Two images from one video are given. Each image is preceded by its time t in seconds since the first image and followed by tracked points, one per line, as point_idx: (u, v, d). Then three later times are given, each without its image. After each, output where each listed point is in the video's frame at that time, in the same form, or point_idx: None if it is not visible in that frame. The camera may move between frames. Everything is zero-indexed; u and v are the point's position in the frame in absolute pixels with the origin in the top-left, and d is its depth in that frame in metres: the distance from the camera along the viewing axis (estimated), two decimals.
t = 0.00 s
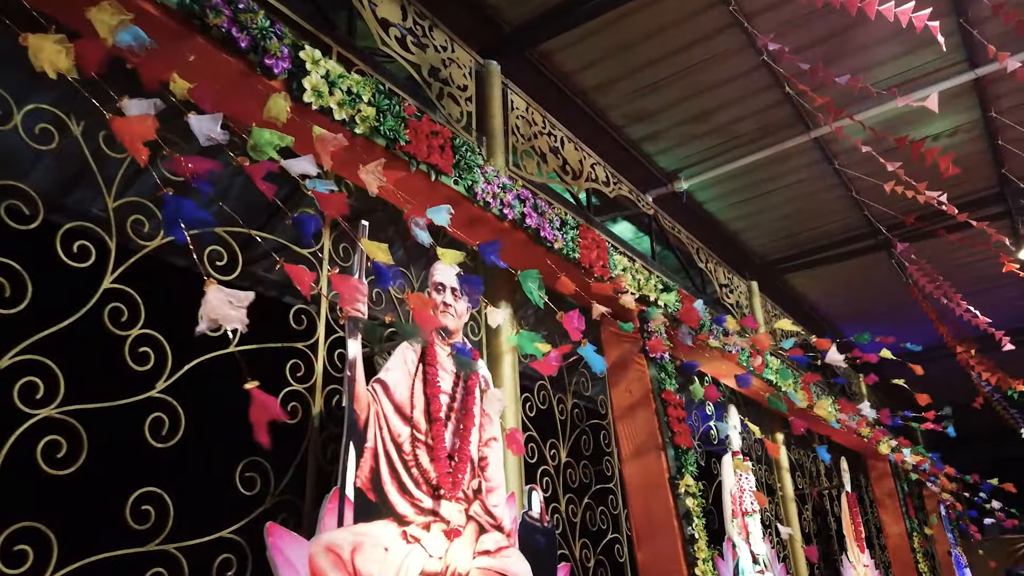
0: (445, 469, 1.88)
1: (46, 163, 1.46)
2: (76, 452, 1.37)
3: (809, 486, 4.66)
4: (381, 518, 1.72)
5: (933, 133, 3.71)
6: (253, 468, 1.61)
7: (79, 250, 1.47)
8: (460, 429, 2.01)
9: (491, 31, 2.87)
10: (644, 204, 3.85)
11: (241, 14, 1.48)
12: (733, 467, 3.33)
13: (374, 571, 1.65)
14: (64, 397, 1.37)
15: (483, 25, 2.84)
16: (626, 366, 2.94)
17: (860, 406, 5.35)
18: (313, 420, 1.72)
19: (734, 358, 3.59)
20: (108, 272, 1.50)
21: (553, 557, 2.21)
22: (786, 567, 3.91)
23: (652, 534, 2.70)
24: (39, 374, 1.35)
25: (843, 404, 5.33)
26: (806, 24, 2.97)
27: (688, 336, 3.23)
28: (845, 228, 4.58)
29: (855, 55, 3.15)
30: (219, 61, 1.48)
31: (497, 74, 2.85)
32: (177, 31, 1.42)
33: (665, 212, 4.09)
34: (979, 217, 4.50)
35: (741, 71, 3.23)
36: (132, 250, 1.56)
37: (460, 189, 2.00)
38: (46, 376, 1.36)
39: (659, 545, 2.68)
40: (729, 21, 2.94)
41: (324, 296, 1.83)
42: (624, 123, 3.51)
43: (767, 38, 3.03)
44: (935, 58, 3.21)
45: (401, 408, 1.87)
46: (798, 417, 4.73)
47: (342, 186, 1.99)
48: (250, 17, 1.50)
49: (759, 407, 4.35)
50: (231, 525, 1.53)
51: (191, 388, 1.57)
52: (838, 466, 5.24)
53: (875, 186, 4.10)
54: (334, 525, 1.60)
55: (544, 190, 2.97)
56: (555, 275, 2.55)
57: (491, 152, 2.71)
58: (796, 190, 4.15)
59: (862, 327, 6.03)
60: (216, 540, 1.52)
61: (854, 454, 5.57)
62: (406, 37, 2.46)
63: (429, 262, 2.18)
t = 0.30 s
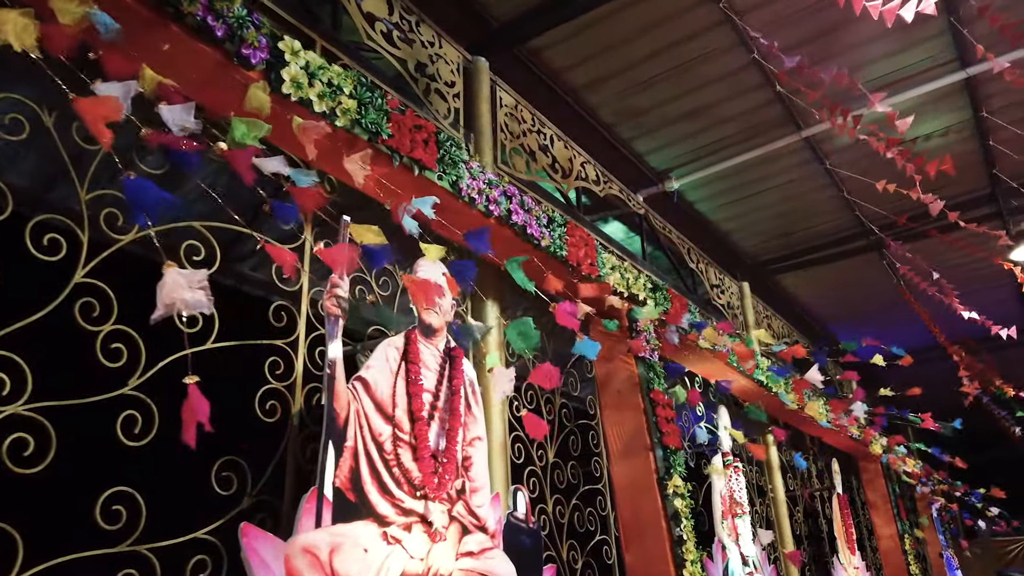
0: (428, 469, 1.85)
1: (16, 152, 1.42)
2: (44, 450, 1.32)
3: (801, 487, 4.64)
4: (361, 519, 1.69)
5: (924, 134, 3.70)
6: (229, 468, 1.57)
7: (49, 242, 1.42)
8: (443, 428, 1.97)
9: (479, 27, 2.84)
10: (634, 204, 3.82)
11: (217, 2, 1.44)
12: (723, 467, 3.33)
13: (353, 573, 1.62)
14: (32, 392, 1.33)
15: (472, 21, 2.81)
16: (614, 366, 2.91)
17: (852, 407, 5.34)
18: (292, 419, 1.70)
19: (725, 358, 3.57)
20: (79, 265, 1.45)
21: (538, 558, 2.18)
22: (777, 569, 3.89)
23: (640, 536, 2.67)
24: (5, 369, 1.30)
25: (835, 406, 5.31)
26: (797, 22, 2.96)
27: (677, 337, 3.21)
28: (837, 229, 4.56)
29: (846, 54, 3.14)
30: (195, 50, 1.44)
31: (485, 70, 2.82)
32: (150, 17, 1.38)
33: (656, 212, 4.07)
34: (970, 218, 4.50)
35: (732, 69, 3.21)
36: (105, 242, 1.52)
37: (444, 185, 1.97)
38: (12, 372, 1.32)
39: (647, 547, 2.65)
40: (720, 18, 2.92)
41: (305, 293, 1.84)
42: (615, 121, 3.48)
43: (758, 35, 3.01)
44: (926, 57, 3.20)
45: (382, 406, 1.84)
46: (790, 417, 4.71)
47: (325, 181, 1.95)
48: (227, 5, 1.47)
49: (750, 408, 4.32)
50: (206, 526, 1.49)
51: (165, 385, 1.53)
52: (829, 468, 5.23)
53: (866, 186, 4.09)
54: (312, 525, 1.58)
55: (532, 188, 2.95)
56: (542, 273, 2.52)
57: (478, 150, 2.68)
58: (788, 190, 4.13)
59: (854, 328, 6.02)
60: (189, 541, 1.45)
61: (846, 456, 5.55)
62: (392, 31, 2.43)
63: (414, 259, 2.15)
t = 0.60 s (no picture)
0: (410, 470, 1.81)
1: None
2: (8, 451, 1.28)
3: (793, 489, 4.62)
4: (339, 522, 1.67)
5: (915, 133, 3.69)
6: (204, 470, 1.53)
7: (17, 238, 1.39)
8: (425, 429, 1.94)
9: (467, 23, 2.81)
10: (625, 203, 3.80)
11: None
12: (714, 469, 3.35)
13: None
14: None
15: (459, 18, 2.78)
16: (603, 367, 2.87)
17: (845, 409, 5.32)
18: (271, 419, 1.66)
19: (716, 360, 3.58)
20: (48, 261, 1.41)
21: (523, 561, 2.15)
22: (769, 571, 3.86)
23: (628, 537, 2.63)
24: None
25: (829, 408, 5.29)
26: (787, 19, 2.94)
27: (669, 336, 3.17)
28: (829, 230, 4.55)
29: (837, 52, 3.12)
30: (167, 40, 1.41)
31: (473, 67, 2.79)
32: (121, 7, 1.34)
33: (647, 212, 4.04)
34: (962, 219, 4.48)
35: (723, 68, 3.19)
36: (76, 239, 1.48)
37: (428, 181, 1.94)
38: None
39: (635, 549, 2.62)
40: (710, 16, 2.90)
41: (285, 291, 1.80)
42: (605, 119, 3.46)
43: (748, 34, 3.00)
44: (917, 56, 3.18)
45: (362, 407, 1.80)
46: (783, 420, 4.70)
47: (308, 177, 1.91)
48: None
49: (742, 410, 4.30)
50: (180, 529, 1.45)
51: (138, 385, 1.49)
52: (821, 470, 5.22)
53: (858, 186, 4.07)
54: (288, 528, 1.58)
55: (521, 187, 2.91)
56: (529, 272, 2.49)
57: (465, 148, 2.64)
58: (780, 189, 4.11)
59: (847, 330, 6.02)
60: (162, 544, 1.42)
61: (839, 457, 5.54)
62: (376, 26, 2.40)
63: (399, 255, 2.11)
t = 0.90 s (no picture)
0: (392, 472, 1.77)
1: None
2: None
3: (786, 491, 4.60)
4: (318, 525, 1.61)
5: (908, 133, 3.67)
6: (177, 471, 1.49)
7: None
8: (408, 430, 1.90)
9: (456, 20, 2.78)
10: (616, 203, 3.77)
11: None
12: (705, 472, 3.31)
13: None
14: None
15: (448, 15, 2.75)
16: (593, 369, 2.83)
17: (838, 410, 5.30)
18: (250, 419, 1.64)
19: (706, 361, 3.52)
20: (16, 257, 1.38)
21: (508, 565, 2.11)
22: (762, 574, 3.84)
23: (616, 540, 2.60)
24: None
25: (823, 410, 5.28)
26: (779, 17, 2.91)
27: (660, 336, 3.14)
28: (822, 230, 4.53)
29: (828, 51, 3.10)
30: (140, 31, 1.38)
31: (461, 64, 2.76)
32: None
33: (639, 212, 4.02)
34: (955, 219, 4.47)
35: (714, 66, 3.17)
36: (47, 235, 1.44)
37: (411, 178, 1.90)
38: None
39: (623, 552, 2.58)
40: (700, 13, 2.87)
41: (265, 288, 1.77)
42: (596, 118, 3.43)
43: (739, 32, 2.97)
44: (910, 54, 3.16)
45: (343, 407, 1.76)
46: (777, 422, 4.68)
47: (290, 173, 1.88)
48: None
49: (735, 411, 4.28)
50: (152, 532, 1.42)
51: (109, 385, 1.45)
52: (815, 472, 5.20)
53: (851, 187, 4.06)
54: (262, 531, 1.51)
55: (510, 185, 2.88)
56: (516, 272, 2.46)
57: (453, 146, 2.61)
58: (773, 190, 4.09)
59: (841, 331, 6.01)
60: (133, 548, 1.38)
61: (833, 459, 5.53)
62: (362, 22, 2.36)
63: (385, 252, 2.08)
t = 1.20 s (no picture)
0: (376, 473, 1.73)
1: None
2: None
3: (781, 492, 4.57)
4: (298, 528, 1.58)
5: (903, 132, 3.65)
6: (155, 473, 1.46)
7: None
8: (394, 431, 1.87)
9: (446, 16, 2.75)
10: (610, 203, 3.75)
11: None
12: (699, 474, 3.31)
13: None
14: None
15: (437, 11, 2.73)
16: (584, 370, 2.79)
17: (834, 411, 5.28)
18: (229, 420, 1.60)
19: (699, 360, 3.52)
20: None
21: (496, 568, 2.08)
22: None
23: (607, 542, 2.56)
24: None
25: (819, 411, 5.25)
26: (772, 14, 2.88)
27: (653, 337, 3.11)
28: (818, 230, 4.51)
29: (822, 49, 3.07)
30: (113, 23, 1.35)
31: (452, 61, 2.73)
32: None
33: (633, 212, 3.99)
34: (951, 219, 4.45)
35: (707, 64, 3.14)
36: (20, 231, 1.41)
37: (396, 174, 1.88)
38: None
39: (614, 554, 2.54)
40: (693, 11, 2.84)
41: (247, 287, 1.75)
42: (588, 117, 3.40)
43: (731, 30, 2.95)
44: (904, 52, 3.14)
45: (325, 408, 1.73)
46: (773, 423, 4.65)
47: (273, 169, 1.86)
48: None
49: (730, 412, 4.26)
50: (127, 536, 1.38)
51: (84, 383, 1.42)
52: (811, 473, 5.17)
53: (847, 186, 4.03)
54: (241, 534, 1.47)
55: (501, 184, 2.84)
56: (506, 270, 2.43)
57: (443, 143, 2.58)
58: (767, 190, 4.07)
59: (837, 331, 5.99)
60: (107, 552, 1.35)
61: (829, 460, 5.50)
62: (350, 18, 2.34)
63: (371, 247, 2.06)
